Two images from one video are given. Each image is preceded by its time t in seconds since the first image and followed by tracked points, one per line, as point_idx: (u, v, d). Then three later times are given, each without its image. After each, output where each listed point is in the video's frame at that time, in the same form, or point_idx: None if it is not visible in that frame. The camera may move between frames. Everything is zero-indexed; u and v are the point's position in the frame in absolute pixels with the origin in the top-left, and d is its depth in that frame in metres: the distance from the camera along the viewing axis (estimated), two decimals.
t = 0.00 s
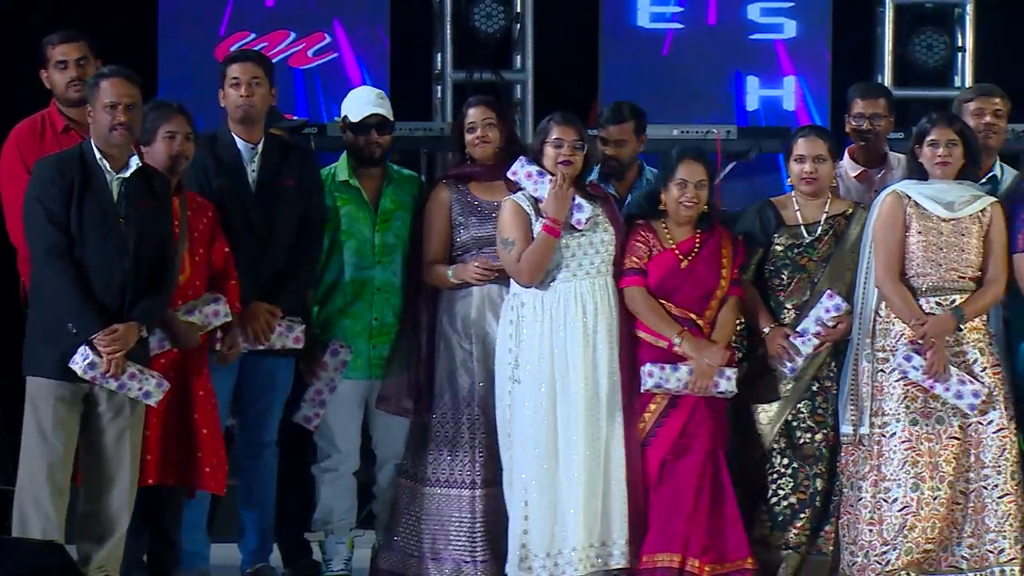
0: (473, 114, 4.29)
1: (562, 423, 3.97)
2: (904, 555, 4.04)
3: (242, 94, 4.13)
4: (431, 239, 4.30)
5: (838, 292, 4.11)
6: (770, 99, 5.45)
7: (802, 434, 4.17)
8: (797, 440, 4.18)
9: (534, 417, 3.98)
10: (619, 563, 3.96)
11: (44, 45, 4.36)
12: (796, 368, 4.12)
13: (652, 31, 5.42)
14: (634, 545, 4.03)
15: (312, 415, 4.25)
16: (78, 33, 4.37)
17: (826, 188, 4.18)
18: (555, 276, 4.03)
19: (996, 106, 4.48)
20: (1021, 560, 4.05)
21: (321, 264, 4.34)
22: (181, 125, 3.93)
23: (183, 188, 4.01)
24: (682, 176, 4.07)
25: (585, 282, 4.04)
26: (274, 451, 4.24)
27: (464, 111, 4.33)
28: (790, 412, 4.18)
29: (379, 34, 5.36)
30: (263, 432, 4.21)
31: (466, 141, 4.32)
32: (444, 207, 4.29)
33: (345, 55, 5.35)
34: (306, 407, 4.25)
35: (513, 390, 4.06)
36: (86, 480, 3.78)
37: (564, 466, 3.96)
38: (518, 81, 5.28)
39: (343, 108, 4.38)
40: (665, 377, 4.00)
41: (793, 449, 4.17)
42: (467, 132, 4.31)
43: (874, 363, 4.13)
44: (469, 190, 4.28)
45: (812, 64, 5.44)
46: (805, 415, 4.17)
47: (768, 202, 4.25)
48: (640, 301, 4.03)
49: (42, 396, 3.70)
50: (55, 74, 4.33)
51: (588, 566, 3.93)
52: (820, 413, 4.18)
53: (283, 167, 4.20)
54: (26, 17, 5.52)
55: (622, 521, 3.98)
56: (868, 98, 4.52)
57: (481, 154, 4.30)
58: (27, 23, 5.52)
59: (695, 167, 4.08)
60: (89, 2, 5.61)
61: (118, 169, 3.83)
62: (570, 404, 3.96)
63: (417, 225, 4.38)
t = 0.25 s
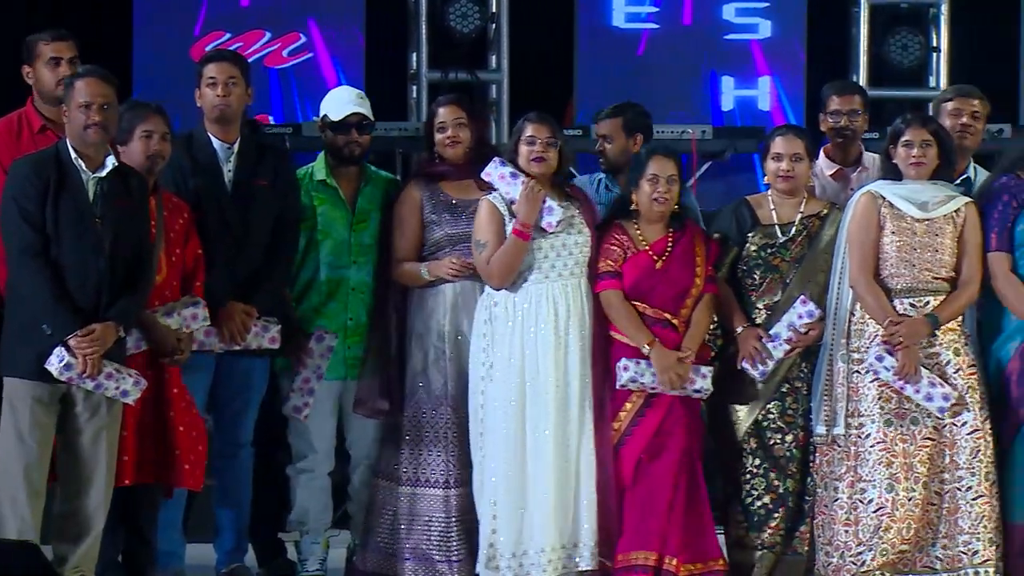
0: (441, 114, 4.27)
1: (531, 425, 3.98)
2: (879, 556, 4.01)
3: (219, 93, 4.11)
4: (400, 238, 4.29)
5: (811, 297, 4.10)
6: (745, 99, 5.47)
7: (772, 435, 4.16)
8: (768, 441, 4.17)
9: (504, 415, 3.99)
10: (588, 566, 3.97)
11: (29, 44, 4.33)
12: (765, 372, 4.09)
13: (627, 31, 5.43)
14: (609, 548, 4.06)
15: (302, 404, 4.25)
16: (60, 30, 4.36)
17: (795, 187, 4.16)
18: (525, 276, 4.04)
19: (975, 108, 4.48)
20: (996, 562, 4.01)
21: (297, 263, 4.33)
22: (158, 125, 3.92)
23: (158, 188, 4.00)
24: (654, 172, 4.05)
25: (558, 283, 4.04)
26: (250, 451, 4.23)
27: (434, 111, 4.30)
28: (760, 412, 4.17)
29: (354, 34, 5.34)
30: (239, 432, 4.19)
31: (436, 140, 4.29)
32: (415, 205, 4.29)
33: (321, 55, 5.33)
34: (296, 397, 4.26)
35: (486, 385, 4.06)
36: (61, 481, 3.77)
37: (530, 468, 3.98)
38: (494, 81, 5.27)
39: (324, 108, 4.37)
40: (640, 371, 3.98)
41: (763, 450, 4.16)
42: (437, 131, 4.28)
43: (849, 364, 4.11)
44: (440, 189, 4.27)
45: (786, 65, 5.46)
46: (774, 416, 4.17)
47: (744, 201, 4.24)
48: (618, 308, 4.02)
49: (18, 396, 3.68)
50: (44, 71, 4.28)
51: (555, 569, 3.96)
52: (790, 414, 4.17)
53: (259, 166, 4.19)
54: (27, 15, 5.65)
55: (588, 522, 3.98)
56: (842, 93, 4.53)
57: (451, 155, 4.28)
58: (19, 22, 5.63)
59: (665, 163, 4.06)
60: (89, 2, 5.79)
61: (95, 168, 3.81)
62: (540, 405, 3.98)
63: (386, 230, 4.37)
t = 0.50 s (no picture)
0: (412, 115, 4.27)
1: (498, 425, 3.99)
2: (852, 558, 4.01)
3: (193, 93, 4.09)
4: (369, 235, 4.28)
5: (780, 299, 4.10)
6: (717, 99, 5.49)
7: (742, 433, 4.12)
8: (738, 438, 4.12)
9: (467, 411, 4.01)
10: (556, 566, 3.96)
11: (20, 43, 4.28)
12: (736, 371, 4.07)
13: (599, 31, 5.44)
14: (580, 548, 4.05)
15: (310, 380, 4.25)
16: (52, 33, 4.34)
17: (761, 187, 4.16)
18: (495, 275, 4.05)
19: (950, 114, 4.49)
20: (968, 562, 4.03)
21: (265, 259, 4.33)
22: (133, 125, 3.91)
23: (132, 189, 4.01)
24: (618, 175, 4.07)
25: (529, 283, 4.05)
26: (222, 451, 4.22)
27: (405, 111, 4.30)
28: (731, 410, 4.13)
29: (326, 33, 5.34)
30: (211, 432, 4.18)
31: (407, 141, 4.29)
32: (385, 203, 4.27)
33: (292, 55, 5.33)
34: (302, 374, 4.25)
35: (456, 377, 4.07)
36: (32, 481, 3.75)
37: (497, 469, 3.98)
38: (465, 80, 5.27)
39: (293, 108, 4.37)
40: (610, 372, 3.98)
41: (734, 448, 4.12)
42: (408, 132, 4.28)
43: (822, 365, 4.11)
44: (411, 188, 4.28)
45: (758, 64, 5.48)
46: (744, 414, 4.12)
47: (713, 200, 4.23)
48: (584, 313, 4.02)
49: None
50: (33, 68, 4.25)
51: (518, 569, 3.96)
52: (759, 412, 4.13)
53: (231, 166, 4.17)
54: (20, 17, 5.71)
55: (557, 523, 3.97)
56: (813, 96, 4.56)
57: (422, 155, 4.28)
58: (16, 22, 5.71)
59: (632, 165, 4.07)
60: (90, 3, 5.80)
61: (66, 168, 3.79)
62: (507, 401, 3.99)
63: (352, 229, 4.34)
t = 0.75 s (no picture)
0: (383, 115, 4.25)
1: (466, 425, 4.00)
2: (826, 559, 3.99)
3: (165, 93, 4.07)
4: (340, 236, 4.25)
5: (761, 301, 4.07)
6: (688, 99, 5.50)
7: (718, 434, 4.12)
8: (714, 440, 4.12)
9: (439, 410, 4.02)
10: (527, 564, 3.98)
11: (10, 43, 4.29)
12: (710, 370, 4.06)
13: (571, 31, 5.46)
14: (548, 547, 4.05)
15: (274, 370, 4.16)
16: (34, 35, 4.34)
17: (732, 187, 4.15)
18: (473, 276, 4.06)
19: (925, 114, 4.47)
20: (939, 562, 4.02)
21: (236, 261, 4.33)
22: (110, 126, 3.87)
23: (109, 190, 3.97)
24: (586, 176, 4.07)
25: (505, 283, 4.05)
26: (195, 451, 4.20)
27: (375, 111, 4.28)
28: (706, 411, 4.13)
29: (298, 34, 5.34)
30: (184, 433, 4.17)
31: (376, 141, 4.27)
32: (355, 203, 4.25)
33: (264, 55, 5.31)
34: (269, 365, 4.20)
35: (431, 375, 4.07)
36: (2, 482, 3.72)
37: (468, 471, 3.99)
38: (438, 81, 5.28)
39: (263, 108, 4.35)
40: (579, 370, 3.99)
41: (709, 449, 4.11)
42: (377, 132, 4.26)
43: (794, 368, 4.10)
44: (381, 188, 4.27)
45: (730, 65, 5.50)
46: (719, 415, 4.12)
47: (680, 202, 4.22)
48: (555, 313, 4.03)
49: None
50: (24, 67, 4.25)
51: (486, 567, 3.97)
52: (735, 412, 4.13)
53: (205, 166, 4.16)
54: (29, 16, 5.72)
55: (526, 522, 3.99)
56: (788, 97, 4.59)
57: (392, 156, 4.27)
58: (17, 21, 5.72)
59: (602, 166, 4.07)
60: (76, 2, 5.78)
61: (36, 168, 3.78)
62: (481, 399, 4.00)
63: (319, 228, 4.30)
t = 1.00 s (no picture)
0: (348, 115, 4.25)
1: (440, 426, 4.04)
2: (798, 560, 4.01)
3: (135, 93, 4.06)
4: (308, 238, 4.23)
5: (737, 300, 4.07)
6: (658, 99, 5.52)
7: (693, 434, 4.13)
8: (689, 440, 4.13)
9: (414, 411, 4.04)
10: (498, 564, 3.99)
11: None
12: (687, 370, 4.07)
13: (541, 31, 5.47)
14: (516, 548, 4.02)
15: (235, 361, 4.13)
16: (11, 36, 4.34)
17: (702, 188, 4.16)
18: (447, 277, 4.06)
19: (910, 112, 4.52)
20: (909, 563, 4.03)
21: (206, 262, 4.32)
22: (87, 134, 3.87)
23: (82, 190, 3.96)
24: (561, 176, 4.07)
25: (478, 283, 4.06)
26: (164, 451, 4.19)
27: (341, 111, 4.28)
28: (681, 412, 4.14)
29: (269, 34, 5.33)
30: (153, 433, 4.15)
31: (342, 140, 4.27)
32: (325, 203, 4.24)
33: (234, 55, 5.30)
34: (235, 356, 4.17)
35: (406, 375, 4.06)
36: None
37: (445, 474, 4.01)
38: (407, 81, 5.26)
39: (229, 107, 4.35)
40: (553, 370, 3.97)
41: (684, 450, 4.12)
42: (344, 132, 4.26)
43: (764, 369, 4.09)
44: (348, 188, 4.26)
45: (699, 66, 5.53)
46: (695, 416, 4.13)
47: (648, 202, 4.24)
48: (529, 311, 4.02)
49: None
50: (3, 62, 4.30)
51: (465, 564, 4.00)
52: (710, 413, 4.15)
53: (175, 165, 4.15)
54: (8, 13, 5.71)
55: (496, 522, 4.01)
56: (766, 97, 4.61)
57: (359, 156, 4.26)
58: None
59: (575, 164, 4.08)
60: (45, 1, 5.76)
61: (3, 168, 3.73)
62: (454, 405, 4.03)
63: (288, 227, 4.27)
